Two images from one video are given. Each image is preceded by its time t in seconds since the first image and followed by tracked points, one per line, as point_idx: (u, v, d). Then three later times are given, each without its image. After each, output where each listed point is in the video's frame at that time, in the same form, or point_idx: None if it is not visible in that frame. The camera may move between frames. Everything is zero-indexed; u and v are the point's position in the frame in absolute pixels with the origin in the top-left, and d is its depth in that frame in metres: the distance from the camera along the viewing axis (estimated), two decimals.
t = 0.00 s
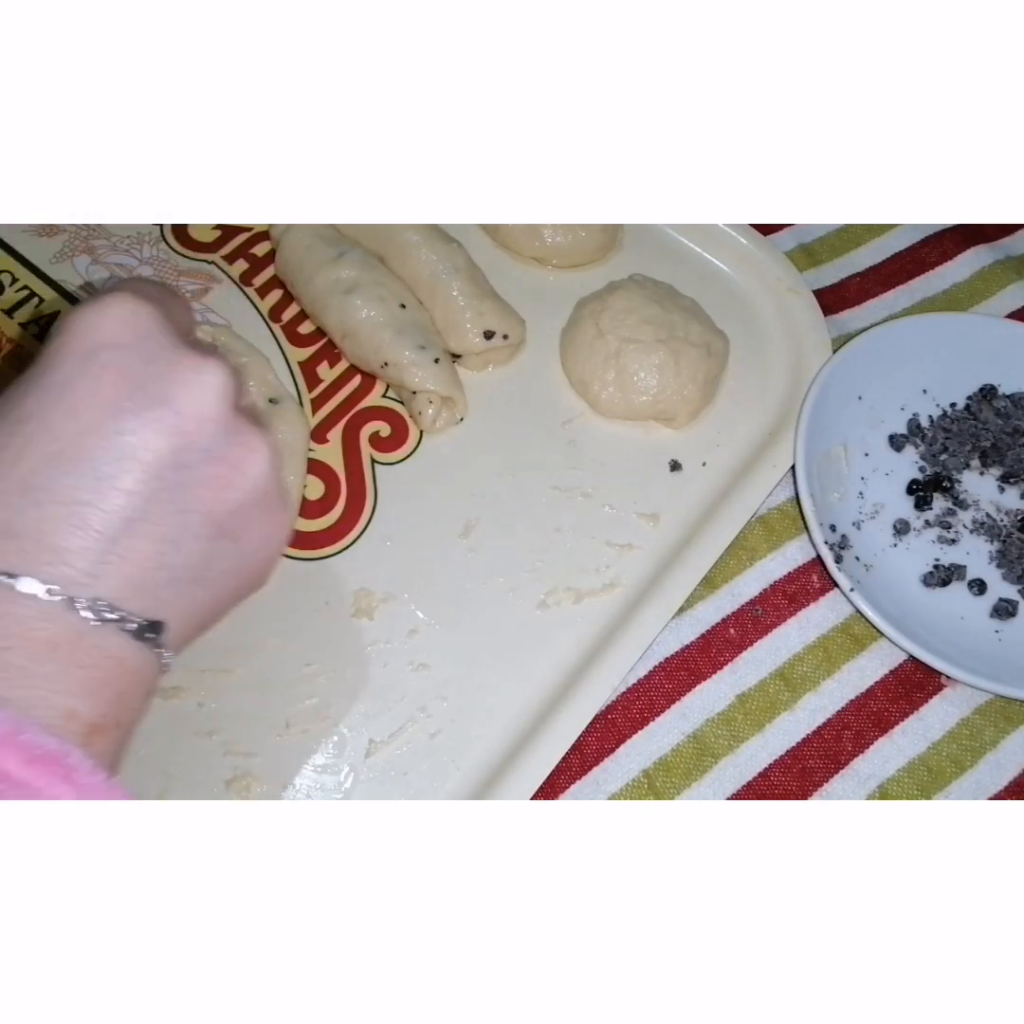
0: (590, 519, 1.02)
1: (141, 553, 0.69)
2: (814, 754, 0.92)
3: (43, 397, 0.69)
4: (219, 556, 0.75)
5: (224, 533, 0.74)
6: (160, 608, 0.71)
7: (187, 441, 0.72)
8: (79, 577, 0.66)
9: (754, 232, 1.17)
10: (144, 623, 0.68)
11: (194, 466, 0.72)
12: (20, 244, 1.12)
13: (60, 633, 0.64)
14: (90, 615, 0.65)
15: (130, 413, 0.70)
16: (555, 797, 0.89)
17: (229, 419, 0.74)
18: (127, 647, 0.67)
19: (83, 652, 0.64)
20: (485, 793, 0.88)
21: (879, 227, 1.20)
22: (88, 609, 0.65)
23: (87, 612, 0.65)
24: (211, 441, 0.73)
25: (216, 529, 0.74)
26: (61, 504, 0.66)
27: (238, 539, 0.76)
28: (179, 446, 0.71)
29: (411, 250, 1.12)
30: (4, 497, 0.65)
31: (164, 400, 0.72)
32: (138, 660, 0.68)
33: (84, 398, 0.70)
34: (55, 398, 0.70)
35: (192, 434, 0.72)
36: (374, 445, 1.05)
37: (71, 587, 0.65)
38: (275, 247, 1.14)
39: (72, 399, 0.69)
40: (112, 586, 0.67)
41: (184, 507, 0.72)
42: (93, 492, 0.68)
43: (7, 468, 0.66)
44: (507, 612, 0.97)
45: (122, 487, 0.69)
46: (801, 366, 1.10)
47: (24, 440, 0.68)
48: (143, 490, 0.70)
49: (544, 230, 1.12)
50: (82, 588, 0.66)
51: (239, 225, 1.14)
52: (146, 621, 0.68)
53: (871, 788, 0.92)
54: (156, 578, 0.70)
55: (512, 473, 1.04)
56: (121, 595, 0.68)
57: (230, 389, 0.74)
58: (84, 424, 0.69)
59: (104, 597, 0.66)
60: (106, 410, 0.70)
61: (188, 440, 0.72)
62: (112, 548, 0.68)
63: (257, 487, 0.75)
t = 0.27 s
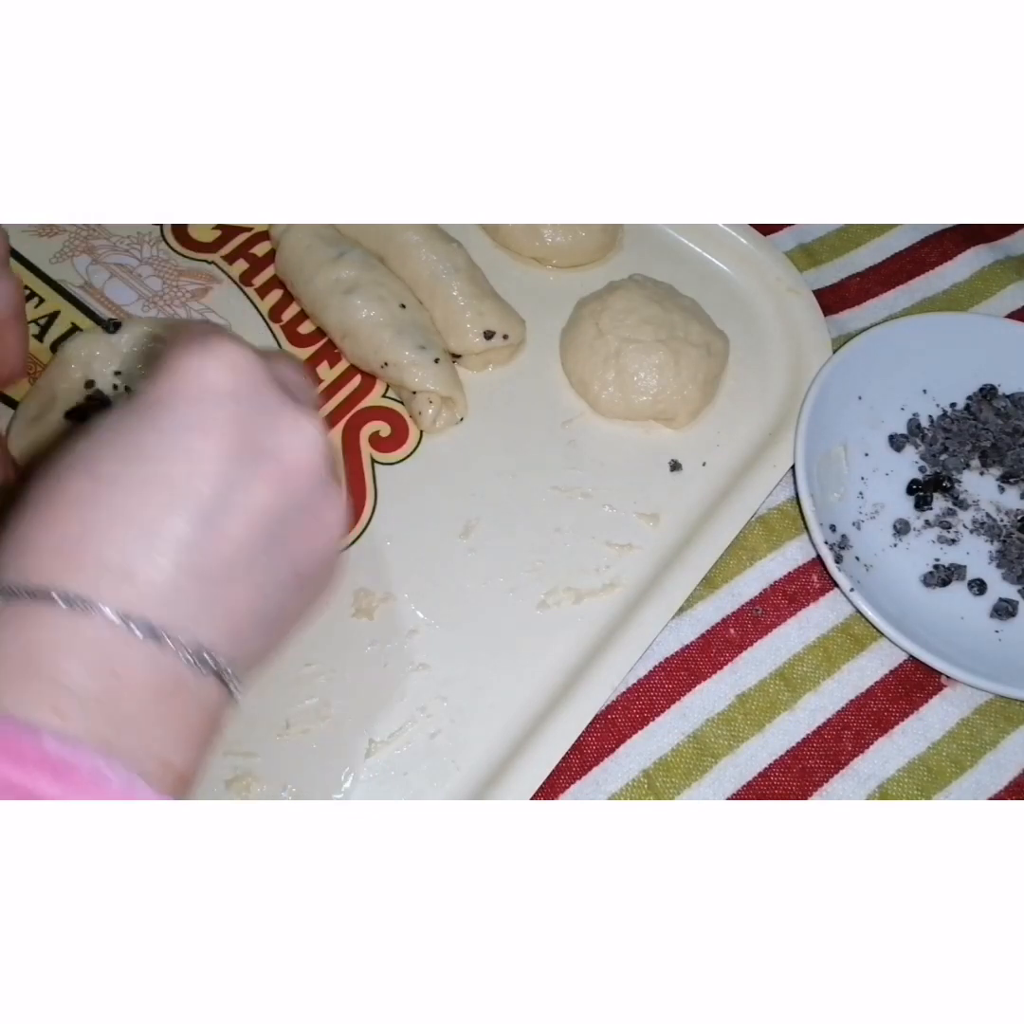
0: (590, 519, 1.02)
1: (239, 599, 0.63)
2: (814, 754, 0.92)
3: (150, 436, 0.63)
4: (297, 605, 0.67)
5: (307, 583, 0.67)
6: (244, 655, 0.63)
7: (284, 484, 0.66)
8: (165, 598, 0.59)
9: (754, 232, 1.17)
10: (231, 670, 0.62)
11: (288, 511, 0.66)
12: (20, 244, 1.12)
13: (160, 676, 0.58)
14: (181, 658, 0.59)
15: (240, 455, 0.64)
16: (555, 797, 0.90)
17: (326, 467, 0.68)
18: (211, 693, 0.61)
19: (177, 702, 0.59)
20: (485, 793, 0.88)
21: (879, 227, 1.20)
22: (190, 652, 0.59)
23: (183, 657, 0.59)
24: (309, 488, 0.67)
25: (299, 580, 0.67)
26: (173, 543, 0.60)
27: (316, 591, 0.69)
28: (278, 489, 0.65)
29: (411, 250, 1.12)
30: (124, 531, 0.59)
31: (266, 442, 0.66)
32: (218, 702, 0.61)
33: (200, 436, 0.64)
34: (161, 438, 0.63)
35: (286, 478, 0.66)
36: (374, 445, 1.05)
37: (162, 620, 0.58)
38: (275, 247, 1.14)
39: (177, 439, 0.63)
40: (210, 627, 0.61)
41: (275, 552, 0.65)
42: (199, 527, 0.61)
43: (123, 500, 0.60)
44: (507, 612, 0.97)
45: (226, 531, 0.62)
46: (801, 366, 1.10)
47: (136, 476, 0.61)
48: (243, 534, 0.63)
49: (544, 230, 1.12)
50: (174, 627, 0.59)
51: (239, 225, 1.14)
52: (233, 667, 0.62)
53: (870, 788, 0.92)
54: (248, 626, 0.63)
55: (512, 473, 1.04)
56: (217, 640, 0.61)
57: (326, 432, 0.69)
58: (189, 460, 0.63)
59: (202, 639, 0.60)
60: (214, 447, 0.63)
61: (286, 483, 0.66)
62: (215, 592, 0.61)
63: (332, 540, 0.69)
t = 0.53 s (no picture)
0: (590, 519, 1.02)
1: (312, 690, 0.63)
2: (814, 754, 0.92)
3: (177, 568, 0.64)
4: (371, 672, 0.67)
5: (372, 652, 0.67)
6: (330, 740, 0.64)
7: (320, 573, 0.65)
8: (232, 717, 0.59)
9: (754, 232, 1.17)
10: (322, 759, 0.62)
11: (333, 593, 0.66)
12: (20, 244, 1.12)
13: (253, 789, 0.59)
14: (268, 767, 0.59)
15: (263, 562, 0.64)
16: (555, 797, 0.90)
17: (355, 543, 0.68)
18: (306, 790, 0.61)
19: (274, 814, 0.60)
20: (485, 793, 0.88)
21: (879, 227, 1.20)
22: (278, 755, 0.60)
23: (271, 762, 0.60)
24: (345, 563, 0.67)
25: (363, 649, 0.67)
26: (228, 664, 0.60)
27: (384, 656, 0.68)
28: (315, 579, 0.65)
29: (411, 250, 1.12)
30: (181, 667, 0.60)
31: (283, 534, 0.65)
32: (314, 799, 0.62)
33: (220, 553, 0.63)
34: (191, 567, 0.63)
35: (318, 566, 0.65)
36: (373, 445, 1.05)
37: (241, 734, 0.59)
38: (275, 247, 1.14)
39: (202, 566, 0.63)
40: (290, 726, 0.61)
41: (334, 636, 0.65)
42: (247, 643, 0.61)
43: (173, 640, 0.60)
44: (508, 613, 0.97)
45: (273, 635, 0.62)
46: (801, 366, 1.10)
47: (175, 612, 0.61)
48: (295, 634, 0.63)
49: (544, 230, 1.12)
50: (253, 737, 0.59)
51: (239, 225, 1.14)
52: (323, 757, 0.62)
53: (870, 787, 0.92)
54: (325, 707, 0.64)
55: (513, 473, 1.04)
56: (299, 737, 0.61)
57: (343, 511, 0.68)
58: (217, 582, 0.62)
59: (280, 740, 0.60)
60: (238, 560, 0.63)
61: (320, 569, 0.65)
62: (285, 693, 0.62)
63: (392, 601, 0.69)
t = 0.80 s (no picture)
0: (589, 519, 1.02)
1: (296, 657, 0.65)
2: (814, 754, 0.92)
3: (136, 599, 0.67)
4: (346, 627, 0.70)
5: (340, 609, 0.70)
6: (330, 694, 0.66)
7: (265, 555, 0.68)
8: (223, 701, 0.62)
9: (754, 232, 1.17)
10: (326, 716, 0.65)
11: (284, 569, 0.69)
12: (20, 244, 1.12)
13: (265, 761, 0.61)
14: (274, 737, 0.62)
15: (209, 561, 0.67)
16: (555, 797, 0.90)
17: (284, 518, 0.71)
18: (319, 749, 0.63)
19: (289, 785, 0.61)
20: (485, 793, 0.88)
21: (879, 227, 1.20)
22: (282, 724, 0.62)
23: (275, 730, 0.62)
24: (283, 537, 0.70)
25: (331, 608, 0.70)
26: (205, 659, 0.63)
27: (353, 609, 0.71)
28: (262, 562, 0.68)
29: (411, 250, 1.12)
30: (164, 677, 0.63)
31: (218, 530, 0.68)
32: (327, 756, 0.64)
33: (167, 567, 0.66)
34: (144, 590, 0.66)
35: (258, 549, 0.68)
36: (374, 445, 1.05)
37: (238, 714, 0.61)
38: (275, 247, 1.14)
39: (154, 584, 0.66)
40: (285, 695, 0.64)
41: (298, 603, 0.68)
42: (219, 636, 0.64)
43: (151, 659, 0.64)
44: (508, 613, 0.97)
45: (241, 620, 0.65)
46: (801, 366, 1.10)
47: (143, 633, 0.65)
48: (262, 615, 0.66)
49: (543, 231, 1.12)
50: (253, 713, 0.62)
51: (239, 225, 1.14)
52: (326, 712, 0.64)
53: (870, 788, 0.92)
54: (314, 668, 0.66)
55: (513, 473, 1.04)
56: (298, 700, 0.64)
57: (263, 494, 0.71)
58: (173, 594, 0.65)
59: (280, 709, 0.63)
60: (188, 567, 0.66)
61: (263, 550, 0.69)
62: (270, 666, 0.64)
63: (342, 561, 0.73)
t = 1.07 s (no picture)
0: (590, 519, 1.02)
1: (356, 626, 0.68)
2: (814, 754, 0.92)
3: (208, 544, 0.69)
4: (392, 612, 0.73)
5: (388, 596, 0.73)
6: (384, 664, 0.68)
7: (333, 529, 0.71)
8: (292, 652, 0.64)
9: (754, 232, 1.18)
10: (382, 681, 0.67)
11: (349, 544, 0.72)
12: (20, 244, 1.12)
13: (328, 712, 0.63)
14: (339, 691, 0.64)
15: (283, 529, 0.69)
16: (556, 797, 0.90)
17: (352, 503, 0.74)
18: (377, 711, 0.66)
19: (349, 739, 0.63)
20: (485, 794, 0.88)
21: (878, 227, 1.20)
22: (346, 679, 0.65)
23: (339, 686, 0.64)
24: (351, 520, 0.73)
25: (385, 593, 0.73)
26: (276, 612, 0.65)
27: (399, 600, 0.74)
28: (331, 534, 0.71)
29: (411, 250, 1.12)
30: (233, 622, 0.65)
31: (292, 499, 0.71)
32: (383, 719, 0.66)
33: (239, 523, 0.69)
34: (217, 538, 0.69)
35: (327, 523, 0.71)
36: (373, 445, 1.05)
37: (307, 664, 0.64)
38: (275, 247, 1.14)
39: (224, 535, 0.69)
40: (347, 655, 0.66)
41: (360, 579, 0.71)
42: (288, 593, 0.67)
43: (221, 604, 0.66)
44: (508, 613, 0.97)
45: (308, 580, 0.68)
46: (801, 367, 1.10)
47: (213, 580, 0.67)
48: (327, 582, 0.69)
49: (544, 230, 1.12)
50: (318, 666, 0.64)
51: (239, 225, 1.14)
52: (384, 677, 0.67)
53: (870, 788, 0.92)
54: (372, 640, 0.69)
55: (513, 474, 1.04)
56: (359, 661, 0.66)
57: (337, 476, 0.74)
58: (247, 547, 0.68)
59: (345, 666, 0.65)
60: (261, 525, 0.69)
61: (331, 525, 0.71)
62: (336, 629, 0.67)
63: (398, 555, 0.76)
